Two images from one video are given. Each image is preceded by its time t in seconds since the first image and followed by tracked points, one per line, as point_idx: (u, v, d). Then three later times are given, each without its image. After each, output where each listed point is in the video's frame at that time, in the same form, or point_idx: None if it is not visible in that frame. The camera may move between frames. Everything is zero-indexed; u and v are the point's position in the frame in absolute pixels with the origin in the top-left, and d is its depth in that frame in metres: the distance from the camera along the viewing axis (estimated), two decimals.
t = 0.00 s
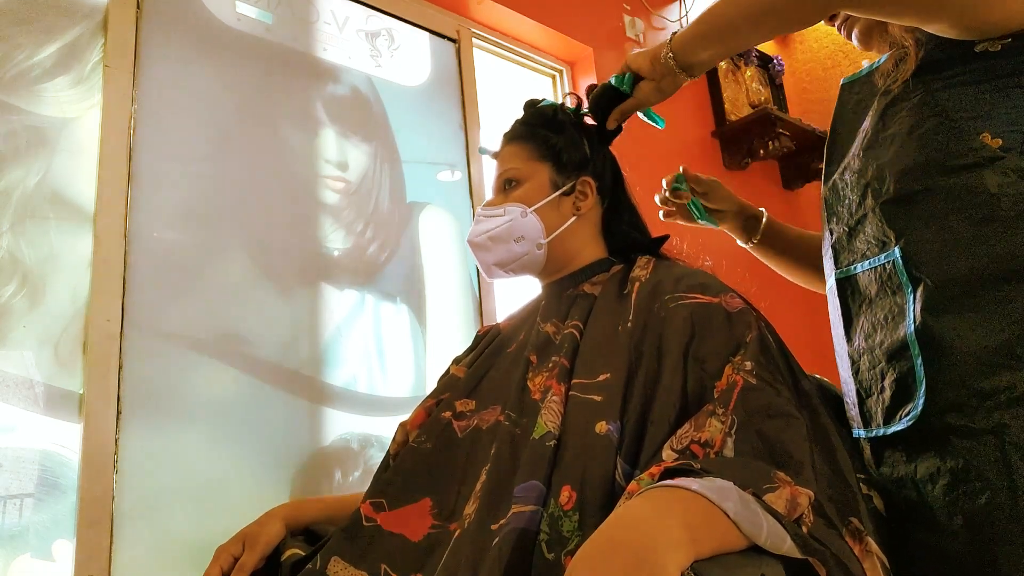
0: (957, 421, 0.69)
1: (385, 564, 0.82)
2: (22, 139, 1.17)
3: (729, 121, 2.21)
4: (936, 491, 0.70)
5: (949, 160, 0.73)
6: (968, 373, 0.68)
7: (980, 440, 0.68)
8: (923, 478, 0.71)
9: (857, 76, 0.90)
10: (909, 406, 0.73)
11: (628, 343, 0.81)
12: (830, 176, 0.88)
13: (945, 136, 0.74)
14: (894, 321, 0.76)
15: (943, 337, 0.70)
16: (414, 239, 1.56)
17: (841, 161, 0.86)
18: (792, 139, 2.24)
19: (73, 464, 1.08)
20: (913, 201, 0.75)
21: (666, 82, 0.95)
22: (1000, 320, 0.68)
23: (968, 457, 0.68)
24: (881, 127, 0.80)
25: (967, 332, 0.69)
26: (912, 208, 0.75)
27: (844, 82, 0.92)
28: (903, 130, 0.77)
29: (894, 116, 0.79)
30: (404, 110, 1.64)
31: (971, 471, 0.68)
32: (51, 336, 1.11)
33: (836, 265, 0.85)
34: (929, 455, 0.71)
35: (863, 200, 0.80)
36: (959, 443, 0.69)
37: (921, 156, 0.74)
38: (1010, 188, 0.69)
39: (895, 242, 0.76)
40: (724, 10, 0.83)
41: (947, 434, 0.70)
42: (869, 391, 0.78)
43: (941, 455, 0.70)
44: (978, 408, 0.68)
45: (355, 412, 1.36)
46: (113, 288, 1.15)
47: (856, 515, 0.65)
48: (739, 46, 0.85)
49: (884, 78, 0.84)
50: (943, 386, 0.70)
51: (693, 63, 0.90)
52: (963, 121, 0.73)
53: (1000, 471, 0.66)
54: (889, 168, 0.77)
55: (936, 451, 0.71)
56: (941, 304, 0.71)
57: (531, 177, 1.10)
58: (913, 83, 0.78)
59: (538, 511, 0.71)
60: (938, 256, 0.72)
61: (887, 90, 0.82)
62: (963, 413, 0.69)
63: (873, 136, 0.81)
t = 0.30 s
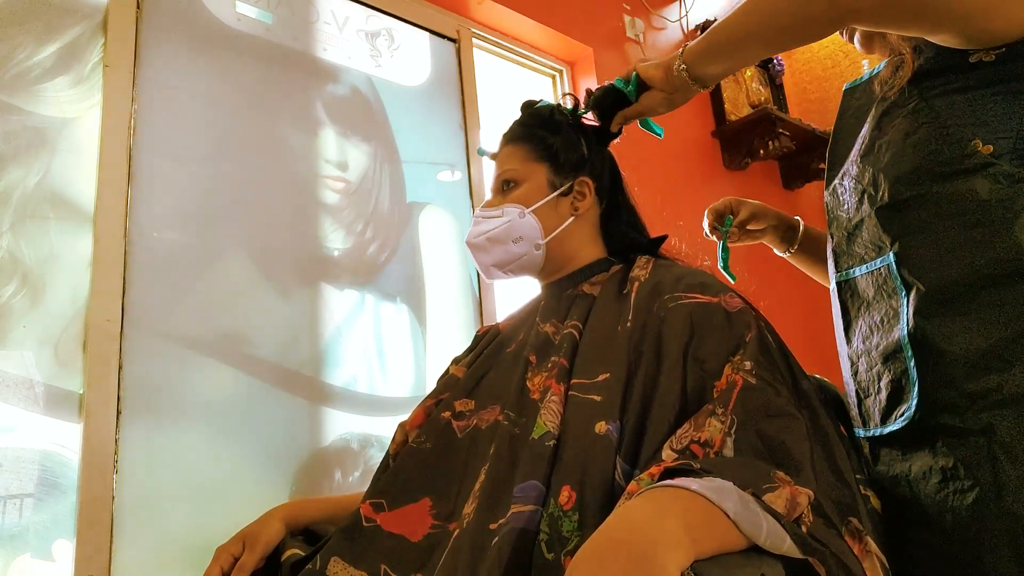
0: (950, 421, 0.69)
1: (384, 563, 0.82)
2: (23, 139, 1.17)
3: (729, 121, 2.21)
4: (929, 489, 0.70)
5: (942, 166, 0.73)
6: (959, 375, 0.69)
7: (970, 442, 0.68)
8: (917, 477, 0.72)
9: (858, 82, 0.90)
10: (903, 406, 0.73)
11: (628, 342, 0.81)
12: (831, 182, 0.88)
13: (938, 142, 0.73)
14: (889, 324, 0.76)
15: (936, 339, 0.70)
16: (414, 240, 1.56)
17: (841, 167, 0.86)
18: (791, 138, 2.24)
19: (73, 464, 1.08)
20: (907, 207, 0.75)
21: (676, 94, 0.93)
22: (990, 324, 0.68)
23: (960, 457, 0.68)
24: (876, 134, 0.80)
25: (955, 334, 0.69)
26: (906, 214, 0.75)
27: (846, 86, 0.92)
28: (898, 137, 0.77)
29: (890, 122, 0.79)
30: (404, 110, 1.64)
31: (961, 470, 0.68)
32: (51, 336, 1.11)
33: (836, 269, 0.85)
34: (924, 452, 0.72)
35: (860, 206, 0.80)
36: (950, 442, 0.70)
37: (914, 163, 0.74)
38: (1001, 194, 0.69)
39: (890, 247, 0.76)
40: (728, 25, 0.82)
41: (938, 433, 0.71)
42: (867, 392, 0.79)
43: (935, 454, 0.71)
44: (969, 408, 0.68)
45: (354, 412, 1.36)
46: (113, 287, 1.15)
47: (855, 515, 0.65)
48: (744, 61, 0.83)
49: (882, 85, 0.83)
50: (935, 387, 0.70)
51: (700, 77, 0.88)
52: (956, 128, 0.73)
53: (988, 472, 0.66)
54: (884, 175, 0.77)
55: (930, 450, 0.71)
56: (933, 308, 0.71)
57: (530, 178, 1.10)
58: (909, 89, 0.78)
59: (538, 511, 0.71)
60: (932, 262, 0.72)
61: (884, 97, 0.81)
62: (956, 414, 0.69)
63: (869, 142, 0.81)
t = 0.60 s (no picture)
0: (947, 424, 0.70)
1: (384, 562, 0.82)
2: (23, 139, 1.17)
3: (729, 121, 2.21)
4: (928, 490, 0.71)
5: (941, 170, 0.73)
6: (956, 378, 0.69)
7: (968, 445, 0.68)
8: (918, 478, 0.72)
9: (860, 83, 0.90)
10: (903, 408, 0.73)
11: (630, 342, 0.81)
12: (832, 184, 0.88)
13: (937, 146, 0.73)
14: (890, 326, 0.76)
15: (935, 342, 0.70)
16: (414, 240, 1.56)
17: (843, 169, 0.86)
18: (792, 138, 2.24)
19: (73, 464, 1.08)
20: (906, 211, 0.75)
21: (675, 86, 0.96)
22: (988, 327, 0.68)
23: (959, 459, 0.69)
24: (877, 137, 0.80)
25: (953, 337, 0.69)
26: (905, 217, 0.75)
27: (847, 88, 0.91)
28: (898, 139, 0.77)
29: (890, 124, 0.79)
30: (404, 110, 1.64)
31: (959, 472, 0.68)
32: (51, 336, 1.11)
33: (838, 271, 0.85)
34: (924, 454, 0.72)
35: (860, 209, 0.81)
36: (949, 443, 0.70)
37: (913, 166, 0.74)
38: (999, 198, 0.69)
39: (890, 251, 0.76)
40: (722, 33, 0.82)
41: (936, 434, 0.71)
42: (868, 395, 0.79)
43: (935, 456, 0.71)
44: (966, 412, 0.68)
45: (355, 412, 1.37)
46: (113, 287, 1.15)
47: (856, 515, 0.65)
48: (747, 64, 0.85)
49: (883, 87, 0.83)
50: (933, 391, 0.70)
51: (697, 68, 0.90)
52: (955, 132, 0.73)
53: (987, 475, 0.67)
54: (884, 178, 0.77)
55: (930, 452, 0.71)
56: (932, 312, 0.71)
57: (530, 178, 1.10)
58: (909, 92, 0.77)
59: (537, 510, 0.71)
60: (931, 266, 0.72)
61: (884, 100, 0.81)
62: (953, 417, 0.69)
63: (869, 145, 0.81)
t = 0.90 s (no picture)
0: (946, 428, 0.70)
1: (383, 561, 0.82)
2: (23, 139, 1.18)
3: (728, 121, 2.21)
4: (926, 491, 0.71)
5: (938, 172, 0.72)
6: (955, 382, 0.69)
7: (966, 448, 0.68)
8: (915, 479, 0.72)
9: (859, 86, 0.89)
10: (902, 411, 0.74)
11: (630, 340, 0.81)
12: (830, 184, 0.88)
13: (934, 149, 0.73)
14: (888, 328, 0.76)
15: (934, 345, 0.70)
16: (414, 239, 1.56)
17: (841, 170, 0.86)
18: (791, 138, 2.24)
19: (73, 464, 1.08)
20: (905, 213, 0.75)
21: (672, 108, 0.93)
22: (986, 330, 0.68)
23: (957, 462, 0.69)
24: (874, 138, 0.80)
25: (952, 340, 0.69)
26: (904, 219, 0.75)
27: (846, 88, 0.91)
28: (897, 141, 0.76)
29: (887, 125, 0.78)
30: (404, 110, 1.64)
31: (956, 475, 0.69)
32: (51, 336, 1.11)
33: (836, 272, 0.86)
34: (922, 456, 0.72)
35: (858, 211, 0.81)
36: (946, 446, 0.70)
37: (911, 169, 0.74)
38: (998, 201, 0.69)
39: (888, 253, 0.76)
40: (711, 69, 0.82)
41: (934, 436, 0.71)
42: (866, 397, 0.79)
43: (933, 459, 0.71)
44: (965, 415, 0.68)
45: (355, 412, 1.37)
46: (112, 287, 1.15)
47: (855, 514, 0.65)
48: (747, 96, 0.85)
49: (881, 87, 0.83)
50: (933, 393, 0.70)
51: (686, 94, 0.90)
52: (954, 134, 0.72)
53: (984, 478, 0.66)
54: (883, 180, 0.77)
55: (928, 454, 0.71)
56: (930, 315, 0.71)
57: (528, 178, 1.10)
58: (907, 93, 0.77)
59: (536, 509, 0.71)
60: (928, 268, 0.72)
61: (882, 100, 0.81)
62: (952, 420, 0.69)
63: (867, 146, 0.81)
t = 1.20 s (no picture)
0: (946, 430, 0.70)
1: (383, 563, 0.82)
2: (22, 139, 1.18)
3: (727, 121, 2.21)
4: (925, 494, 0.71)
5: (939, 175, 0.72)
6: (955, 385, 0.69)
7: (966, 450, 0.68)
8: (915, 483, 0.72)
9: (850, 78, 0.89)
10: (901, 414, 0.74)
11: (627, 340, 0.81)
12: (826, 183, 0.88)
13: (936, 151, 0.73)
14: (887, 331, 0.76)
15: (933, 347, 0.70)
16: (414, 240, 1.56)
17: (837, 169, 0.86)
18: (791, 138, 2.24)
19: (73, 464, 1.08)
20: (905, 215, 0.75)
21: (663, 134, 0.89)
22: (987, 332, 0.68)
23: (956, 465, 0.69)
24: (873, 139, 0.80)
25: (952, 343, 0.69)
26: (904, 220, 0.75)
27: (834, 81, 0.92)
28: (896, 143, 0.76)
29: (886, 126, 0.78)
30: (404, 110, 1.64)
31: (957, 478, 0.69)
32: (51, 336, 1.11)
33: (833, 273, 0.86)
34: (920, 458, 0.72)
35: (856, 211, 0.80)
36: (947, 451, 0.70)
37: (911, 171, 0.74)
38: (1000, 204, 0.69)
39: (887, 255, 0.76)
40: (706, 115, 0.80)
41: (935, 441, 0.71)
42: (864, 398, 0.79)
43: (932, 461, 0.71)
44: (965, 417, 0.68)
45: (354, 412, 1.36)
46: (112, 288, 1.15)
47: (854, 512, 0.65)
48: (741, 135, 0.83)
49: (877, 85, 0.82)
50: (931, 395, 0.71)
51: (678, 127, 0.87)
52: (956, 137, 0.71)
53: (985, 481, 0.67)
54: (881, 182, 0.77)
55: (926, 457, 0.72)
56: (930, 318, 0.71)
57: (523, 180, 1.10)
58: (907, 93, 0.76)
59: (535, 510, 0.71)
60: (928, 271, 0.72)
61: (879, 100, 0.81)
62: (952, 423, 0.69)
63: (865, 146, 0.80)
